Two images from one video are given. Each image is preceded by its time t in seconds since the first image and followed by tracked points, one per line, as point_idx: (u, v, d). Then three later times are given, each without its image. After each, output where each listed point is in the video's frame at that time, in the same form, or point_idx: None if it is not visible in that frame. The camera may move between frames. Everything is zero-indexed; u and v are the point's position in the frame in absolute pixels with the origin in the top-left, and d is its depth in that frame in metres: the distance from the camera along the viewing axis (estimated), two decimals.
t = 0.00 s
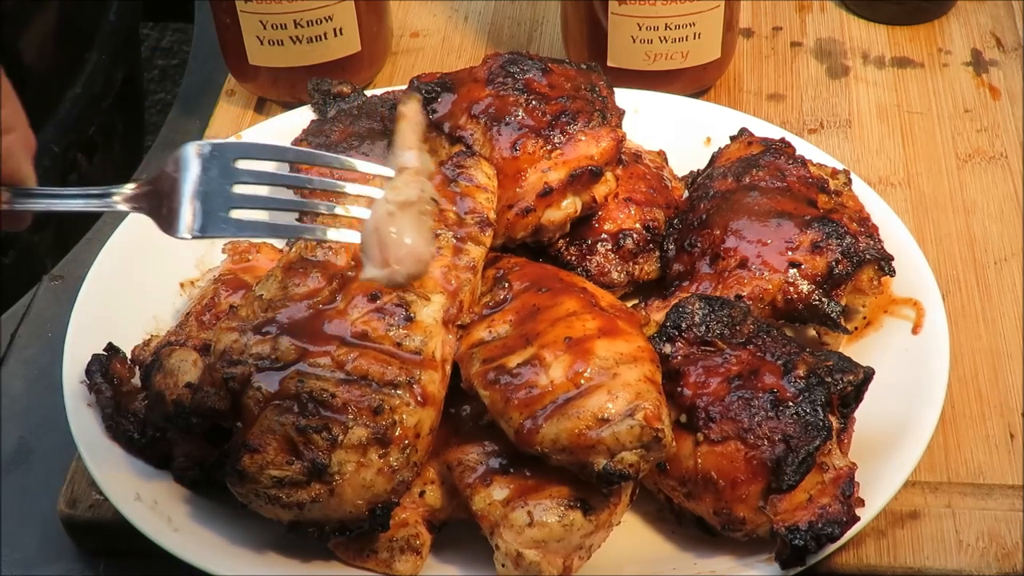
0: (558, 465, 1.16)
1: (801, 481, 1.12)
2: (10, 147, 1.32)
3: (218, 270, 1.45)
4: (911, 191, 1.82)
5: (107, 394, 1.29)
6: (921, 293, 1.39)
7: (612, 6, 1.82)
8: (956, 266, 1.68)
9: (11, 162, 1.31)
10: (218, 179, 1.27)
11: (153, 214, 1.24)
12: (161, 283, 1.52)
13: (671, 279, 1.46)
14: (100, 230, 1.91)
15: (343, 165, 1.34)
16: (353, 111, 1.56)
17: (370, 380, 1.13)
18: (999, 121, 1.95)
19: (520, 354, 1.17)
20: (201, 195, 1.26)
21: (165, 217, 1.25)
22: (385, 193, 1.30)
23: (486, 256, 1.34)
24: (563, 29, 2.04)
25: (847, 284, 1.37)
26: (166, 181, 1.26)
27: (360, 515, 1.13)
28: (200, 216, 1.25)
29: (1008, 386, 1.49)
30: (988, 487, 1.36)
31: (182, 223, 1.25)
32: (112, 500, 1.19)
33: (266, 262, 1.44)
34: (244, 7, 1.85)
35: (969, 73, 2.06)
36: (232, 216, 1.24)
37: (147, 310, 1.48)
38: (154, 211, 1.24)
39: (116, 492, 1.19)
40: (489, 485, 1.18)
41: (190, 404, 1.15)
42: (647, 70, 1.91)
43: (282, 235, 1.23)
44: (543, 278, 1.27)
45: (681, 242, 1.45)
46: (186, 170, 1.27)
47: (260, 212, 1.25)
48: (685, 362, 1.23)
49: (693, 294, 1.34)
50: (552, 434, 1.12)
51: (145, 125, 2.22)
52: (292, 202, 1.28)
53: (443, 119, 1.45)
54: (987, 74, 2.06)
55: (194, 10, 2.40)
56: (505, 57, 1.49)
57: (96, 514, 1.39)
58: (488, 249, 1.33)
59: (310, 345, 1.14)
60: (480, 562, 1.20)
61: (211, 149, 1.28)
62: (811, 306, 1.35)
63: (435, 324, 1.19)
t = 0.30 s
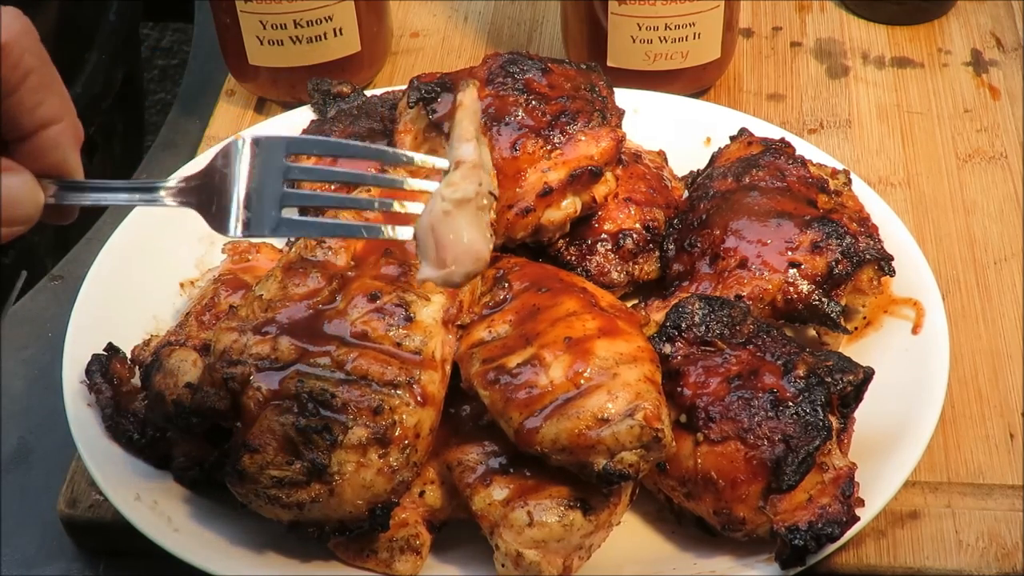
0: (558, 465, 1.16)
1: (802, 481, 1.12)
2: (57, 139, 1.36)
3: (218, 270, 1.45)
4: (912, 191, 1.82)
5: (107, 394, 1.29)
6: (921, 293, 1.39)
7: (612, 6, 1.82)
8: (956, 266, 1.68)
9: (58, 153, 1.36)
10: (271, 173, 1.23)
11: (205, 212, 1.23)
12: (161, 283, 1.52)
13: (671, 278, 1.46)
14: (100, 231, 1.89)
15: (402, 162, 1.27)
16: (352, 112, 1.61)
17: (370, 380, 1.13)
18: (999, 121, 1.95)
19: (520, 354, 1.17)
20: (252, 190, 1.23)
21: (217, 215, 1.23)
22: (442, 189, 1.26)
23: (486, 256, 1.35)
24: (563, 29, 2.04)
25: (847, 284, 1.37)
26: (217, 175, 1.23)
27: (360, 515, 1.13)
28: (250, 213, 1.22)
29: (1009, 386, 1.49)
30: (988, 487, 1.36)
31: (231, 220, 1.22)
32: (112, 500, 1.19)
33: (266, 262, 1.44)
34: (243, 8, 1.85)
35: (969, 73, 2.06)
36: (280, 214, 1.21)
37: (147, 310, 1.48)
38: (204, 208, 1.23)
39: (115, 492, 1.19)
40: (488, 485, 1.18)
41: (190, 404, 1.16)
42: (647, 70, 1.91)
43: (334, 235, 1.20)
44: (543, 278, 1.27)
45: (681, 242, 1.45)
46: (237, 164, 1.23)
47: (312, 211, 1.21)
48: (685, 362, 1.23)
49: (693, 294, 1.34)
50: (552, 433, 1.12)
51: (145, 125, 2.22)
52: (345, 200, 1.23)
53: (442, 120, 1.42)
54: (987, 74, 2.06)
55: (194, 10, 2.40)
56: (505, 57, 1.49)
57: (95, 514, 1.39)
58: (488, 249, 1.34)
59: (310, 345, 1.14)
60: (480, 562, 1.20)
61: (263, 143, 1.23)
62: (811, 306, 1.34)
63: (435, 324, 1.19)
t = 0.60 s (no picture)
0: (558, 465, 1.16)
1: (801, 481, 1.12)
2: (38, 152, 1.34)
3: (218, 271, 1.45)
4: (912, 191, 1.82)
5: (107, 395, 1.29)
6: (921, 293, 1.39)
7: (612, 6, 1.82)
8: (956, 265, 1.68)
9: (36, 168, 1.33)
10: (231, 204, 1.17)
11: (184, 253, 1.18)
12: (161, 283, 1.52)
13: (671, 279, 1.46)
14: (101, 231, 1.89)
15: (368, 192, 1.16)
16: (352, 112, 1.61)
17: (370, 380, 1.13)
18: (999, 121, 1.95)
19: (520, 354, 1.17)
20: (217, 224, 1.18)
21: (194, 252, 1.18)
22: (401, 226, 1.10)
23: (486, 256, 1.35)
24: (563, 29, 2.04)
25: (847, 284, 1.37)
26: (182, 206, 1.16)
27: (360, 516, 1.13)
28: (228, 255, 1.17)
29: (1008, 386, 1.49)
30: (988, 487, 1.36)
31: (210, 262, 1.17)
32: (112, 500, 1.19)
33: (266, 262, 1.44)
34: (243, 7, 1.85)
35: (968, 73, 2.06)
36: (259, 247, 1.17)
37: (148, 310, 1.48)
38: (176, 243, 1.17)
39: (115, 492, 1.20)
40: (488, 485, 1.18)
41: (190, 404, 1.15)
42: (647, 70, 1.91)
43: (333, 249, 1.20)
44: (543, 277, 1.27)
45: (681, 242, 1.45)
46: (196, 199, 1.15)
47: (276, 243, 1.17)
48: (685, 361, 1.23)
49: (693, 294, 1.34)
50: (552, 434, 1.12)
51: (145, 125, 2.22)
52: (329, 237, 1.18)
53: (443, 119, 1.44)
54: (987, 74, 2.06)
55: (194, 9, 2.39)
56: (505, 57, 1.49)
57: (95, 514, 1.39)
58: (489, 249, 1.34)
59: (310, 345, 1.14)
60: (480, 561, 1.20)
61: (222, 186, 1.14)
62: (811, 306, 1.35)
63: (435, 324, 1.19)
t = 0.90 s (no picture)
0: (558, 465, 1.16)
1: (801, 481, 1.12)
2: None
3: (218, 270, 1.46)
4: (911, 191, 1.82)
5: (107, 395, 1.29)
6: (921, 293, 1.39)
7: (612, 7, 1.82)
8: (956, 265, 1.68)
9: None
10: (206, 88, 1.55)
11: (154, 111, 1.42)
12: (162, 283, 1.52)
13: (671, 279, 1.46)
14: (101, 231, 1.88)
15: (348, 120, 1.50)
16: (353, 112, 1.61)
17: (370, 380, 1.13)
18: (999, 121, 1.95)
19: (520, 355, 1.17)
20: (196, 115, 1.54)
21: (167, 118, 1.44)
22: (364, 76, 1.32)
23: (486, 256, 1.35)
24: (563, 29, 2.04)
25: (847, 284, 1.37)
26: (156, 88, 1.46)
27: (360, 515, 1.13)
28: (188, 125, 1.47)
29: (1009, 386, 1.49)
30: (988, 487, 1.36)
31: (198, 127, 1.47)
32: (112, 500, 1.19)
33: (265, 262, 1.45)
34: (243, 7, 1.85)
35: (968, 73, 2.06)
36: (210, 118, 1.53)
37: (148, 310, 1.48)
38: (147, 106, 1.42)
39: (115, 491, 1.20)
40: (488, 485, 1.18)
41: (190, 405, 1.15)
42: (647, 70, 1.91)
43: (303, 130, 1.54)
44: (543, 278, 1.27)
45: (681, 242, 1.45)
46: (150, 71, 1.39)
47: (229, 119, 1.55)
48: (685, 362, 1.23)
49: (693, 294, 1.34)
50: (552, 434, 1.12)
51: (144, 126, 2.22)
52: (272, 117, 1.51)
53: (443, 119, 1.45)
54: (987, 74, 2.06)
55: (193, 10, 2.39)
56: (505, 57, 1.49)
57: (95, 514, 1.39)
58: (488, 249, 1.34)
59: (310, 345, 1.15)
60: (480, 562, 1.20)
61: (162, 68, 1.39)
62: (811, 306, 1.35)
63: (435, 324, 1.19)
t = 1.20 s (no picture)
0: (558, 465, 1.16)
1: (801, 481, 1.12)
2: None
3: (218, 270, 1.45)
4: (911, 191, 1.82)
5: (107, 395, 1.29)
6: (921, 293, 1.39)
7: (612, 6, 1.82)
8: (956, 266, 1.68)
9: None
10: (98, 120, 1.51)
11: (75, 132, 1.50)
12: (162, 283, 1.52)
13: (671, 278, 1.46)
14: (101, 231, 1.89)
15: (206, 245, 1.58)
16: (352, 112, 1.62)
17: (370, 380, 1.13)
18: (999, 121, 1.95)
19: (521, 354, 1.17)
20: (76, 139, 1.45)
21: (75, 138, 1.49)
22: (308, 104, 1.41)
23: (486, 256, 1.35)
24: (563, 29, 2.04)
25: (847, 284, 1.37)
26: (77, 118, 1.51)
27: (360, 515, 1.13)
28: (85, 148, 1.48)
29: (1009, 386, 1.49)
30: (988, 487, 1.36)
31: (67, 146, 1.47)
32: (112, 501, 1.19)
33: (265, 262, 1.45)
34: (243, 7, 1.85)
35: (968, 73, 2.06)
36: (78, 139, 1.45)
37: (148, 311, 1.48)
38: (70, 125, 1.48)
39: (115, 491, 1.20)
40: (488, 485, 1.18)
41: (190, 404, 1.15)
42: (647, 70, 1.91)
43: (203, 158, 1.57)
44: (543, 278, 1.27)
45: (681, 242, 1.45)
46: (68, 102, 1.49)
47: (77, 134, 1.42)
48: (685, 361, 1.23)
49: (693, 294, 1.34)
50: (552, 434, 1.12)
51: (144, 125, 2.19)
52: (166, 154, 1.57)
53: (443, 119, 1.44)
54: (987, 74, 2.06)
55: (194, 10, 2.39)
56: (504, 57, 1.49)
57: (95, 515, 1.39)
58: (489, 249, 1.34)
59: (310, 345, 1.15)
60: (480, 562, 1.20)
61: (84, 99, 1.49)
62: (811, 306, 1.35)
63: (436, 325, 1.19)
